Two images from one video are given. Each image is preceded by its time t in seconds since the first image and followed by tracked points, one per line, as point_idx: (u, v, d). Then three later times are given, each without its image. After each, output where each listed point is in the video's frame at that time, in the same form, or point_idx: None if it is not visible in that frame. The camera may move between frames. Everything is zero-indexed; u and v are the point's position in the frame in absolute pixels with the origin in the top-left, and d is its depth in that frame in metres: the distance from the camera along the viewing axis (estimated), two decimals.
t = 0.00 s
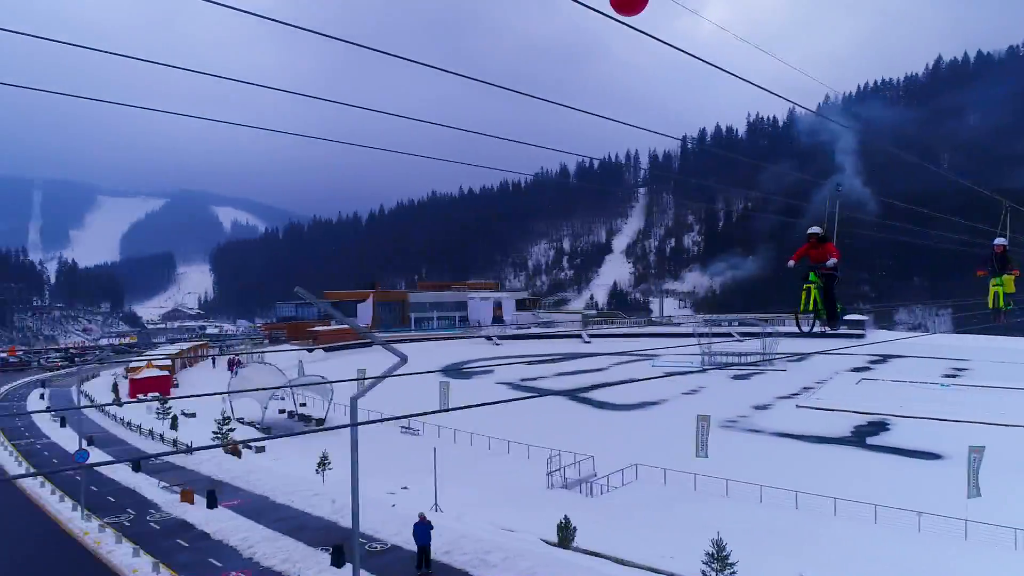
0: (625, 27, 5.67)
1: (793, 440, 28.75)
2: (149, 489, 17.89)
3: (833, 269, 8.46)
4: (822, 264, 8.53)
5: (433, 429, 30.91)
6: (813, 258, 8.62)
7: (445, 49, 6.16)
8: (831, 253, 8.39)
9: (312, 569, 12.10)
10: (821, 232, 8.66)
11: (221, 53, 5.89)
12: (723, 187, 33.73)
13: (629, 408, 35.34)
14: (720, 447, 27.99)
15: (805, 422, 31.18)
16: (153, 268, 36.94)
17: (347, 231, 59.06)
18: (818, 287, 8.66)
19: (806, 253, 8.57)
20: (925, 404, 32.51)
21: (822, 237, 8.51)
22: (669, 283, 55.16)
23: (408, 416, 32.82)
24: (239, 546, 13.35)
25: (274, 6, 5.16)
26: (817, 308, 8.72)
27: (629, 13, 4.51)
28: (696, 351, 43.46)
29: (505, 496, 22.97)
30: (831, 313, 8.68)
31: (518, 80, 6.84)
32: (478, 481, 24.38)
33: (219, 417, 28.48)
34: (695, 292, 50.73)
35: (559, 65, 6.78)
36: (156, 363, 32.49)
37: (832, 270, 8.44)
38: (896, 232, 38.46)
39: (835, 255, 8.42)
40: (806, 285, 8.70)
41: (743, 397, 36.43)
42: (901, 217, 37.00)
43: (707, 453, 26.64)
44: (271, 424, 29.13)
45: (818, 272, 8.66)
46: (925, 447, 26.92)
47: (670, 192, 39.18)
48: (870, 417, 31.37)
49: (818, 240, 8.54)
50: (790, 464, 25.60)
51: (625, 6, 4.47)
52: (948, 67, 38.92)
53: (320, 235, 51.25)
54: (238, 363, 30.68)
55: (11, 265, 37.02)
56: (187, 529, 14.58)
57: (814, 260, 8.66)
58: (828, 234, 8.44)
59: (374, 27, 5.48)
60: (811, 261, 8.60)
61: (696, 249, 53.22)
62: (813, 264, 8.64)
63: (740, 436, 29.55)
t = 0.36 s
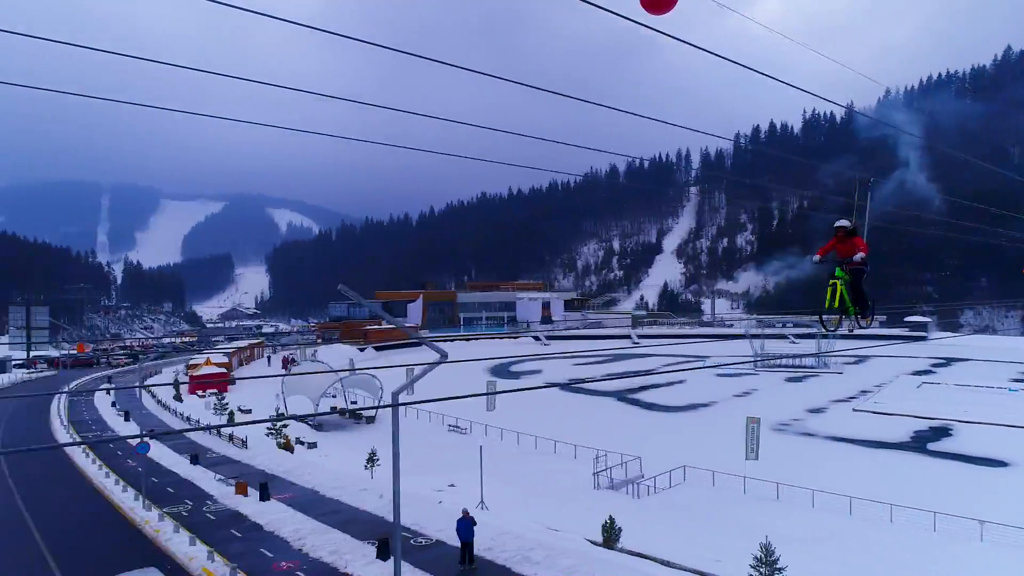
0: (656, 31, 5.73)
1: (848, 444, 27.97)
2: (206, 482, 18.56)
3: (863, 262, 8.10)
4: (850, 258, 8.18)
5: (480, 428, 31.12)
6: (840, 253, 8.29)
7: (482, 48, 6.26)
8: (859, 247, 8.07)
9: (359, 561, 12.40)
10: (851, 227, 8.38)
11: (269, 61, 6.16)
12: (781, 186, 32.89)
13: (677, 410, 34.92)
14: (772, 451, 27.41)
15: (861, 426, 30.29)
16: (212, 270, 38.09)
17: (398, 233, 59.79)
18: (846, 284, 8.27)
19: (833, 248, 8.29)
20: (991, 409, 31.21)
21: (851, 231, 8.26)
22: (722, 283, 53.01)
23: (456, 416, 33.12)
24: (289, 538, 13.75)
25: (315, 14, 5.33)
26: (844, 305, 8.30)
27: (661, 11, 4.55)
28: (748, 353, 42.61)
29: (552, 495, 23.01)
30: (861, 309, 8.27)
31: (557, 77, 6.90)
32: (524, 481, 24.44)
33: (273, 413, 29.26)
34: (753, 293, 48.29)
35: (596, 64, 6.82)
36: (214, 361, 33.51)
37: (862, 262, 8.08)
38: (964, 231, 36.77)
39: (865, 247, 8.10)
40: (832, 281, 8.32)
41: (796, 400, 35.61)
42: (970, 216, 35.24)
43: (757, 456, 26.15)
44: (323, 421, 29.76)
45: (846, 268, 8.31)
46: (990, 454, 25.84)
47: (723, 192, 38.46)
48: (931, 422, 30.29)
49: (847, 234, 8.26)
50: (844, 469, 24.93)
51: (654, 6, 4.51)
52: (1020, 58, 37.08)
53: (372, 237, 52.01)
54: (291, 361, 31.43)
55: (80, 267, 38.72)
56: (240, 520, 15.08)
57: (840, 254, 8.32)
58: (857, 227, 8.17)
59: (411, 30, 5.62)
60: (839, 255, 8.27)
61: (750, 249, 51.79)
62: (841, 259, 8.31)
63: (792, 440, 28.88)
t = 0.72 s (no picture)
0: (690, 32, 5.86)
1: (911, 450, 27.02)
2: (264, 475, 19.22)
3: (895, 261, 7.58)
4: (879, 255, 7.70)
5: (531, 427, 31.22)
6: (871, 249, 7.81)
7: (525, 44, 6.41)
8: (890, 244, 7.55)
9: (407, 554, 12.67)
10: (882, 220, 7.85)
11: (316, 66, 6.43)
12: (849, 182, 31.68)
13: (732, 413, 34.34)
14: (830, 456, 26.67)
15: (925, 432, 29.20)
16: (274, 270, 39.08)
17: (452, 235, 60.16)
18: (874, 283, 7.78)
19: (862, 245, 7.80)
20: None
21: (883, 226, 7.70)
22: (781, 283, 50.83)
23: (507, 415, 33.30)
24: (341, 530, 14.13)
25: (362, 14, 5.59)
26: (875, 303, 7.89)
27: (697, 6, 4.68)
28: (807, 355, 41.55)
29: (602, 495, 22.94)
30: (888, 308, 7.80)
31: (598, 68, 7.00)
32: (574, 481, 24.40)
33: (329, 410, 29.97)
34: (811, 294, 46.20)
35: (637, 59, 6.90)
36: (273, 359, 34.45)
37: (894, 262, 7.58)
38: None
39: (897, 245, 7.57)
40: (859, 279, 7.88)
41: (857, 404, 34.56)
42: None
43: (814, 460, 25.53)
44: (377, 419, 30.33)
45: (874, 266, 7.84)
46: None
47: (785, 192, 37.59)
48: (1001, 429, 28.99)
49: (879, 229, 7.73)
50: (906, 475, 24.11)
51: (690, 5, 4.70)
52: None
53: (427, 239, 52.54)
54: (347, 359, 32.10)
55: (149, 267, 40.38)
56: (296, 511, 15.57)
57: (871, 251, 7.81)
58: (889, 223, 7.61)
59: (453, 30, 5.84)
60: (869, 252, 7.79)
61: (811, 248, 49.99)
62: (870, 256, 7.84)
63: (852, 445, 28.03)
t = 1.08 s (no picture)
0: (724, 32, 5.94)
1: (969, 457, 26.10)
2: (312, 469, 19.73)
3: (916, 253, 7.57)
4: (899, 249, 7.72)
5: (575, 427, 31.20)
6: (891, 245, 7.83)
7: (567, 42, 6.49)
8: (910, 238, 7.60)
9: (449, 549, 12.90)
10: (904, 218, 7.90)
11: (361, 67, 6.66)
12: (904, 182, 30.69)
13: (780, 415, 33.71)
14: (883, 460, 25.97)
15: (985, 438, 28.16)
16: (325, 270, 39.78)
17: (498, 234, 60.28)
18: (892, 278, 7.77)
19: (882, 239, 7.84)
20: None
21: (904, 222, 7.77)
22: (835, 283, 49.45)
23: (552, 415, 33.33)
24: (386, 524, 14.44)
25: (405, 14, 5.77)
26: (894, 301, 7.81)
27: (733, 5, 4.77)
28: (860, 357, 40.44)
29: (645, 496, 22.81)
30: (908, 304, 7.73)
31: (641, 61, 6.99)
32: (618, 481, 24.32)
33: (376, 408, 30.49)
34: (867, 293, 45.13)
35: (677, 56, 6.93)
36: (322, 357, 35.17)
37: (915, 254, 7.55)
38: None
39: (918, 239, 7.60)
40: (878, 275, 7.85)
41: (912, 407, 33.52)
42: None
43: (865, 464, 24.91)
44: (422, 417, 30.72)
45: (893, 262, 7.83)
46: None
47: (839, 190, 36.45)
48: None
49: (900, 224, 7.78)
50: (963, 482, 23.33)
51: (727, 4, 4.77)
52: None
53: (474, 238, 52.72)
54: (393, 358, 32.59)
55: (205, 267, 41.66)
56: (342, 505, 15.98)
57: (891, 247, 7.85)
58: (909, 218, 7.68)
59: (495, 26, 5.98)
60: (888, 247, 7.83)
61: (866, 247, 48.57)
62: (890, 252, 7.86)
63: (907, 449, 27.24)
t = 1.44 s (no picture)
0: (756, 28, 5.93)
1: None
2: (354, 466, 20.12)
3: (931, 250, 7.22)
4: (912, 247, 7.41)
5: (615, 428, 31.08)
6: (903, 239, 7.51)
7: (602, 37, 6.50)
8: (925, 234, 7.20)
9: (487, 545, 13.05)
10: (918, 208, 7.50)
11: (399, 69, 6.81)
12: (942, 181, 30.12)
13: (826, 419, 33.00)
14: (933, 465, 25.25)
15: None
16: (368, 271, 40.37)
17: (538, 233, 60.28)
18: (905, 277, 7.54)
19: (894, 236, 7.42)
20: None
21: (917, 215, 7.33)
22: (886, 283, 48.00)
23: (592, 415, 33.26)
24: (425, 521, 14.64)
25: (439, 10, 5.88)
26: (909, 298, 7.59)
27: (764, 4, 4.80)
28: (910, 360, 39.37)
29: (685, 498, 22.62)
30: (923, 302, 7.53)
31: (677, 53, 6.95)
32: (659, 483, 24.15)
33: (417, 407, 30.84)
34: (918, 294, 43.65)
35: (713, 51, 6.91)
36: (365, 356, 35.70)
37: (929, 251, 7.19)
38: None
39: (933, 235, 7.21)
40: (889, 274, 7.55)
41: (965, 412, 32.50)
42: None
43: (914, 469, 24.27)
44: (462, 416, 30.97)
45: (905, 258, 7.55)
46: None
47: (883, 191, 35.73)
48: None
49: (913, 218, 7.35)
50: (1018, 489, 22.56)
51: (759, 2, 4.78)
52: None
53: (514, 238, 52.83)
54: (435, 357, 32.90)
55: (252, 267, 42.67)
56: (382, 501, 16.27)
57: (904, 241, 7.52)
58: (924, 212, 7.25)
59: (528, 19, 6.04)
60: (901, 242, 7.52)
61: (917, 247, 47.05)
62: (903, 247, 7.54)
63: (959, 455, 26.43)
